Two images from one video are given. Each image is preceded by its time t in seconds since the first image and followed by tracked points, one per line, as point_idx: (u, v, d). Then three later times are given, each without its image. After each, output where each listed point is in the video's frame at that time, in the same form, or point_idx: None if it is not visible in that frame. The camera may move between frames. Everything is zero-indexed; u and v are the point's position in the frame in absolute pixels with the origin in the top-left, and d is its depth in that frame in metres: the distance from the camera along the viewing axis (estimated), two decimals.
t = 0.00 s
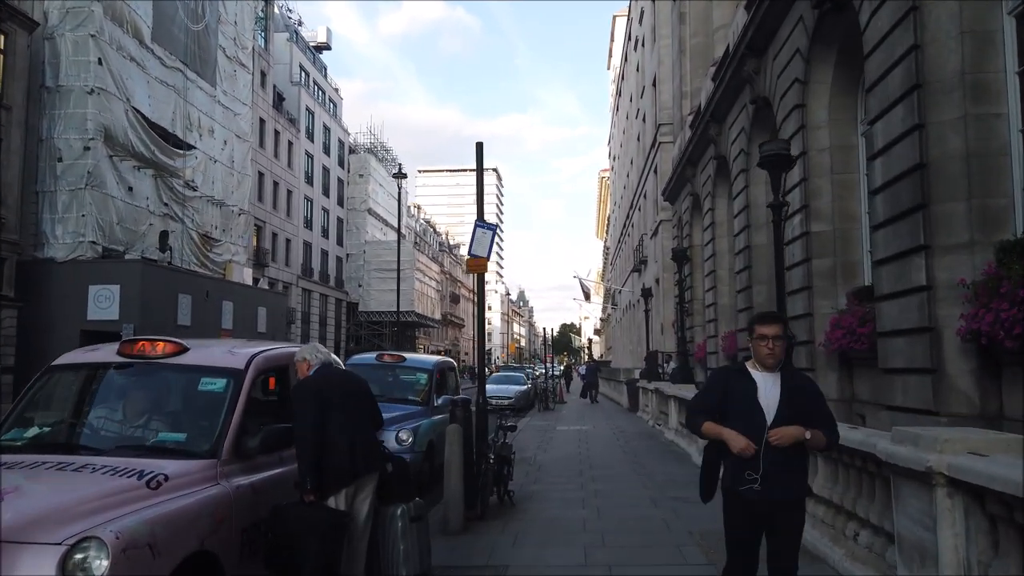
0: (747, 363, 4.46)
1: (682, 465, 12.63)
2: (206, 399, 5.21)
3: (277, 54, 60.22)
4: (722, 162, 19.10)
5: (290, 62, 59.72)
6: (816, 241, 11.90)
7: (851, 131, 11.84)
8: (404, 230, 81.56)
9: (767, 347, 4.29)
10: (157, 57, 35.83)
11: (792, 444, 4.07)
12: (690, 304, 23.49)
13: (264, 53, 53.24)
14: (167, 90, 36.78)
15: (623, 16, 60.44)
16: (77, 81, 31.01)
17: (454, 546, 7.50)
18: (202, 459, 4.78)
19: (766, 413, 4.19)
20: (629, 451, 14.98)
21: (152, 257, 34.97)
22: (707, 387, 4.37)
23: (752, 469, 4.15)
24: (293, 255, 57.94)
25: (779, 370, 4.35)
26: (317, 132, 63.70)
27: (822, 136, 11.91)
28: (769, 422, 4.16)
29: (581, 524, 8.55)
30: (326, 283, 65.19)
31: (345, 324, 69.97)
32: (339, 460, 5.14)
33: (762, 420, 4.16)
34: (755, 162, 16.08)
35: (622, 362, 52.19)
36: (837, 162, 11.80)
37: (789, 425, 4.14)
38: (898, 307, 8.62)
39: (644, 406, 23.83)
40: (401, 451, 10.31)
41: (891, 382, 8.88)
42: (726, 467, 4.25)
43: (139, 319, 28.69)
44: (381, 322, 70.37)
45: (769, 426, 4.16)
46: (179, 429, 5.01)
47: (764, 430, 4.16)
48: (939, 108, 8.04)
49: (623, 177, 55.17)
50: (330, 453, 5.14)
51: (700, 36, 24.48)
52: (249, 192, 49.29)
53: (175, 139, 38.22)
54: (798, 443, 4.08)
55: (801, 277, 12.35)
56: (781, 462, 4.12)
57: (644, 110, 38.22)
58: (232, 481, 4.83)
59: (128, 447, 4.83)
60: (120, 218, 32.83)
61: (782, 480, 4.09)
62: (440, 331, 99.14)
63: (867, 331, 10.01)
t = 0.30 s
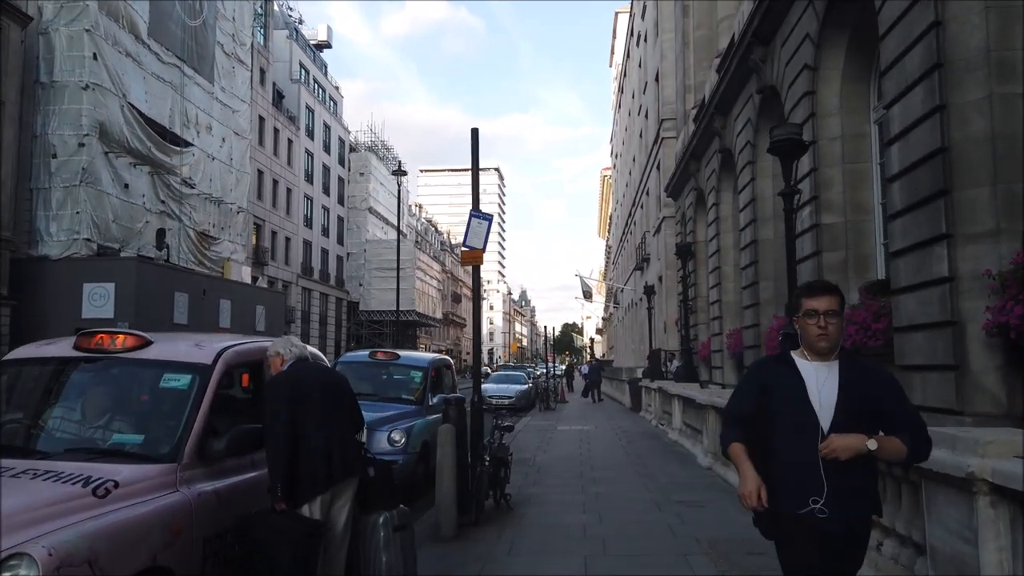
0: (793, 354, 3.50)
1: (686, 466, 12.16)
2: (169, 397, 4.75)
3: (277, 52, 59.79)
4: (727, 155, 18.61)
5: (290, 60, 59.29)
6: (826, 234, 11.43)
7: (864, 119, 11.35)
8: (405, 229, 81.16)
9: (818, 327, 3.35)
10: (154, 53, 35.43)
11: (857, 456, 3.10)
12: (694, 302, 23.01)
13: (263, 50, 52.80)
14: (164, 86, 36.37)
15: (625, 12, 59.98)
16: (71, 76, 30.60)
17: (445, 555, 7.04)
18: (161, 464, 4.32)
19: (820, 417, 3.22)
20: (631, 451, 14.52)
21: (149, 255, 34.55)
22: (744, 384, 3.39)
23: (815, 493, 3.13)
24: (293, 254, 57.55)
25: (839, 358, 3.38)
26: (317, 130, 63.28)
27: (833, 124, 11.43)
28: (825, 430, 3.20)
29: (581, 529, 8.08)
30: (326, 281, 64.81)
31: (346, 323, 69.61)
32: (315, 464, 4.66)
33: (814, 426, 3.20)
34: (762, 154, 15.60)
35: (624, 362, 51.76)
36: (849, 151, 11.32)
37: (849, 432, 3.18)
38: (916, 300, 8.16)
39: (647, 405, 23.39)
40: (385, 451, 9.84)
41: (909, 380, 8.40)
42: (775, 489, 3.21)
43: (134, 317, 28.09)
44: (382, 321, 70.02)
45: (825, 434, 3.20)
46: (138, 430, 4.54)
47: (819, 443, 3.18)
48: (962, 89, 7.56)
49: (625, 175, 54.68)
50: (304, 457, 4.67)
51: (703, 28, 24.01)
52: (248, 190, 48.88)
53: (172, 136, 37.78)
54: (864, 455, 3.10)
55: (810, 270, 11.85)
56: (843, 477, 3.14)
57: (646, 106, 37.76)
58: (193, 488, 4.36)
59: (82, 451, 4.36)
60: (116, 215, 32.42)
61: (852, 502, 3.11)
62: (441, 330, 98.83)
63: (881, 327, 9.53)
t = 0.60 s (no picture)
0: (872, 345, 2.83)
1: (687, 472, 11.70)
2: (117, 404, 4.29)
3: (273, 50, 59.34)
4: (728, 151, 18.16)
5: (286, 57, 58.82)
6: (832, 230, 11.01)
7: (871, 110, 10.91)
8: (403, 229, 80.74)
9: (912, 307, 2.70)
10: (146, 49, 34.99)
11: (987, 497, 2.51)
12: (694, 302, 22.59)
13: (259, 47, 52.30)
14: (156, 82, 35.92)
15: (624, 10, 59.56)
16: (62, 72, 30.10)
17: (430, 571, 6.59)
18: (104, 479, 3.87)
19: (925, 441, 2.59)
20: (630, 455, 14.08)
21: (141, 254, 34.06)
22: (808, 401, 2.74)
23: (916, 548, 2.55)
24: (289, 253, 57.08)
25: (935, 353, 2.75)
26: (314, 128, 62.83)
27: (839, 116, 11.00)
28: (932, 459, 2.58)
29: (577, 541, 7.62)
30: (323, 281, 64.32)
31: (343, 323, 69.14)
32: (278, 478, 4.23)
33: (921, 455, 2.58)
34: (764, 148, 15.16)
35: (623, 362, 51.38)
36: (856, 143, 10.87)
37: (968, 462, 2.57)
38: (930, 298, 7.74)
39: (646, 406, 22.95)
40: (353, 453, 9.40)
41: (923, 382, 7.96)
42: (857, 545, 2.62)
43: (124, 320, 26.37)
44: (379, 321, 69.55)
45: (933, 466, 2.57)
46: (82, 442, 4.10)
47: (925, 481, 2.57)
48: (981, 73, 7.12)
49: (623, 175, 54.29)
50: (267, 470, 4.23)
51: (703, 22, 23.60)
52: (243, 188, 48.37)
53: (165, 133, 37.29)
54: (993, 495, 2.52)
55: (815, 268, 11.41)
56: (956, 523, 2.55)
57: (645, 103, 37.33)
58: (141, 506, 3.92)
59: (16, 466, 3.91)
60: (107, 214, 31.94)
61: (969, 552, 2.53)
62: (439, 330, 98.36)
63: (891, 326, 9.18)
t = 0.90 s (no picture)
0: None
1: (686, 477, 11.27)
2: (52, 410, 3.82)
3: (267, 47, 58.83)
4: (727, 147, 17.72)
5: (280, 55, 58.29)
6: (837, 225, 10.58)
7: (878, 100, 10.47)
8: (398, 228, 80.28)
9: None
10: (136, 45, 34.48)
11: None
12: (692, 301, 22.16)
13: (252, 44, 51.77)
14: (147, 79, 35.43)
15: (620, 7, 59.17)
16: (49, 67, 29.53)
17: None
18: (32, 496, 3.42)
19: None
20: (627, 459, 13.64)
21: (130, 253, 33.53)
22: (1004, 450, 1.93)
23: None
24: (283, 252, 56.56)
25: None
26: (308, 127, 62.33)
27: (844, 106, 10.58)
28: None
29: (570, 553, 7.17)
30: (317, 281, 63.80)
31: (338, 323, 68.63)
32: (232, 494, 3.78)
33: None
34: (765, 142, 14.73)
35: (620, 362, 51.08)
36: (861, 135, 10.45)
37: None
38: (943, 294, 7.32)
39: (643, 408, 22.52)
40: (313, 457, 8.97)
41: (935, 383, 7.55)
42: None
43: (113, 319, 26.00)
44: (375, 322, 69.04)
45: None
46: (6, 453, 3.61)
47: None
48: (999, 56, 6.71)
49: (620, 173, 53.92)
50: (222, 483, 3.77)
51: (701, 16, 23.19)
52: (235, 187, 47.83)
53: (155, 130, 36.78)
54: None
55: (819, 265, 10.98)
56: None
57: (642, 101, 36.98)
58: (71, 526, 3.46)
59: None
60: (95, 212, 31.41)
61: None
62: (435, 330, 97.85)
63: (901, 325, 8.73)
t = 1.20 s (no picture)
0: None
1: (684, 481, 10.85)
2: None
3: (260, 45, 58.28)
4: (727, 141, 17.27)
5: (274, 52, 57.75)
6: (842, 218, 10.16)
7: (885, 87, 10.04)
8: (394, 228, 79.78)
9: None
10: (126, 40, 33.92)
11: None
12: (689, 299, 21.73)
13: (245, 41, 51.25)
14: (137, 74, 34.89)
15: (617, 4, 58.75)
16: (36, 62, 28.94)
17: None
18: None
19: None
20: (622, 461, 13.22)
21: (119, 251, 33.01)
22: None
23: None
24: (277, 251, 56.07)
25: None
26: (302, 125, 61.82)
27: (849, 94, 10.16)
28: None
29: (562, 564, 6.74)
30: (311, 280, 63.33)
31: (332, 323, 68.17)
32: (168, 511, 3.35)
33: None
34: (766, 135, 14.28)
35: (616, 362, 50.65)
36: (868, 124, 10.02)
37: None
38: (961, 288, 6.87)
39: (640, 408, 22.09)
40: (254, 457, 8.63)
41: (951, 382, 7.11)
42: None
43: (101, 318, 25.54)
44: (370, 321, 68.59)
45: None
46: None
47: None
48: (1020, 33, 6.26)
49: (617, 171, 53.49)
50: (154, 498, 3.36)
51: (699, 9, 22.77)
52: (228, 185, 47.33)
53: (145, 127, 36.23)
54: None
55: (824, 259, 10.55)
56: None
57: (639, 97, 36.53)
58: None
59: None
60: (83, 209, 30.87)
61: None
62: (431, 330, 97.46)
63: (911, 321, 8.25)
